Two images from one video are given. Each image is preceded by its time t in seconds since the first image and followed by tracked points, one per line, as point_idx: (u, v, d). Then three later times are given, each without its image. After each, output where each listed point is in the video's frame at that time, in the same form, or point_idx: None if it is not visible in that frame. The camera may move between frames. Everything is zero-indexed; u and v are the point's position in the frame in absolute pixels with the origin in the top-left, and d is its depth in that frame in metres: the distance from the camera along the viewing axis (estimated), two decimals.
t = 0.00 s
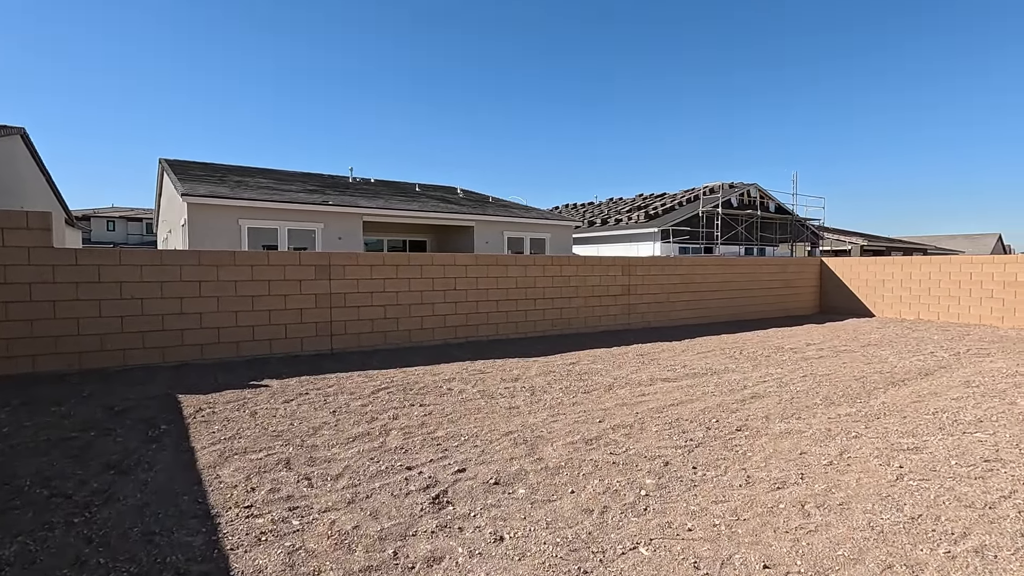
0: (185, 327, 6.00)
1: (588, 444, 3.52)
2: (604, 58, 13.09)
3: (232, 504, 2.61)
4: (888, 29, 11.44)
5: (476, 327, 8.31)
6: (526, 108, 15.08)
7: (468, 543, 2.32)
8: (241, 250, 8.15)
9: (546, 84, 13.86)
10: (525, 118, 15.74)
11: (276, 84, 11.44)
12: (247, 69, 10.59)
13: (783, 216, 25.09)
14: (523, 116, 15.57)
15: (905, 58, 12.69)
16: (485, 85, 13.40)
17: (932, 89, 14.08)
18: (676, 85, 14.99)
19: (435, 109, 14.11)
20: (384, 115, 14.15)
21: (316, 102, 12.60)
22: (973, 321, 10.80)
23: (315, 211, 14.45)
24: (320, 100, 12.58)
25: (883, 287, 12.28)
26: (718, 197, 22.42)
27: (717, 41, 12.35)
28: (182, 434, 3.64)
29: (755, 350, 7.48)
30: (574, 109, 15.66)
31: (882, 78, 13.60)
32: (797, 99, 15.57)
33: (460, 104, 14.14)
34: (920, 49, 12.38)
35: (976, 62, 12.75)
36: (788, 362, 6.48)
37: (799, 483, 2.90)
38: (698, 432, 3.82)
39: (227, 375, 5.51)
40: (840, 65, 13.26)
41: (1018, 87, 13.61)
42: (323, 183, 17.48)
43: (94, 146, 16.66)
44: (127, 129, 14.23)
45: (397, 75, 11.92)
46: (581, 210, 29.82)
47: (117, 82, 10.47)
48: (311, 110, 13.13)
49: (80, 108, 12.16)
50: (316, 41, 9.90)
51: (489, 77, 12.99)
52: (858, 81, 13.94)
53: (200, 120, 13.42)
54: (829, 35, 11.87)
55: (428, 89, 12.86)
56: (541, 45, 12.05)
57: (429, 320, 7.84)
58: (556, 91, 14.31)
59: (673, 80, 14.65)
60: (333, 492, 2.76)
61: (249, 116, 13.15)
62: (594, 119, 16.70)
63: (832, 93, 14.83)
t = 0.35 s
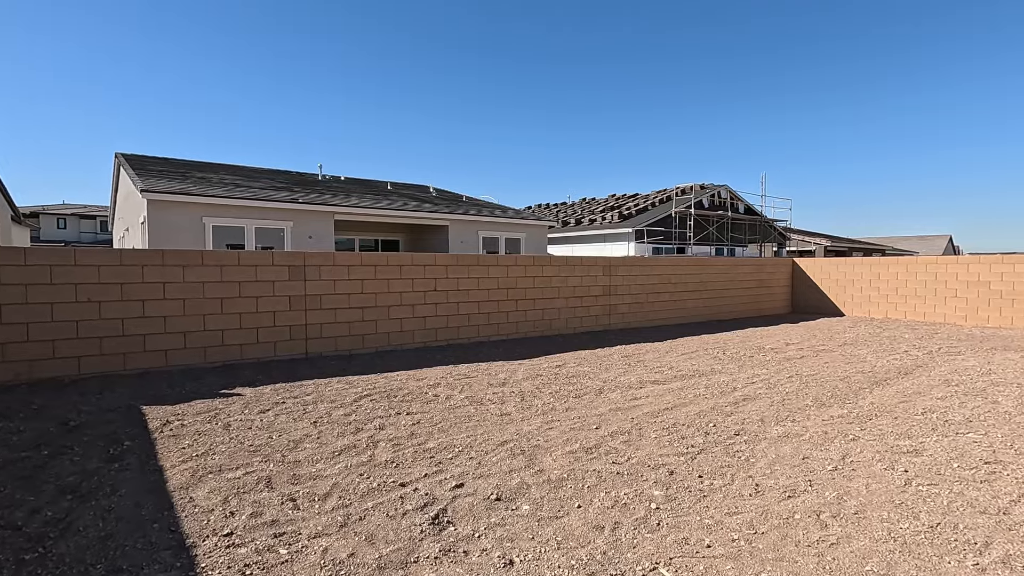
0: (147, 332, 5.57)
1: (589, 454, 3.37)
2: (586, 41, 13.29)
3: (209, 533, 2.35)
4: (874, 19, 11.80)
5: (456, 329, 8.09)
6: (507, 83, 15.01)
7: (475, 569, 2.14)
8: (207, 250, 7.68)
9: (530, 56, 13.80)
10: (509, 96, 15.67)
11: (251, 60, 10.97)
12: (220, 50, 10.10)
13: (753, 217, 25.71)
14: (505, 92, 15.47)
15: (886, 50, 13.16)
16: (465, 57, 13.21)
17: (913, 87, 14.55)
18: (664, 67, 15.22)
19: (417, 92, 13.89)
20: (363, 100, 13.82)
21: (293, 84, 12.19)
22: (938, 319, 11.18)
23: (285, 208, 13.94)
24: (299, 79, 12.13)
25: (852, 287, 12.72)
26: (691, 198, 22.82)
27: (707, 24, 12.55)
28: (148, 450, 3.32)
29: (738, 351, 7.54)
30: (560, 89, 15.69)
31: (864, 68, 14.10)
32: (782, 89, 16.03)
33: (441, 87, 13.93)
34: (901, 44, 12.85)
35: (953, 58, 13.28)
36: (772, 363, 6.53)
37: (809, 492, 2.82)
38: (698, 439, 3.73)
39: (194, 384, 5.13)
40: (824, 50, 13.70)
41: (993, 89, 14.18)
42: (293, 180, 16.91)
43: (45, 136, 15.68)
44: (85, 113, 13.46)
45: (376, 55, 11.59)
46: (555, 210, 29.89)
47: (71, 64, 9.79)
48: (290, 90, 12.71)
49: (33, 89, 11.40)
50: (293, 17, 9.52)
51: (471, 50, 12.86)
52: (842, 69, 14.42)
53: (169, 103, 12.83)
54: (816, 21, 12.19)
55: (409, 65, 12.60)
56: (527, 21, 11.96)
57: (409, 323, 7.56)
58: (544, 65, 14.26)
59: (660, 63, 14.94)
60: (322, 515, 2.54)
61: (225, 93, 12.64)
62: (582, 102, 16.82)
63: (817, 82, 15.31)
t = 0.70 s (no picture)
0: (97, 339, 5.11)
1: (584, 464, 3.25)
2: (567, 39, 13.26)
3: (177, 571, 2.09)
4: (859, 24, 12.13)
5: (432, 332, 7.82)
6: (484, 84, 14.89)
7: None
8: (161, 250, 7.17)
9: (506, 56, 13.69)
10: (486, 93, 15.55)
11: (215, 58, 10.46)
12: (184, 39, 9.52)
13: (718, 218, 26.35)
14: (482, 92, 15.37)
15: (882, 54, 13.53)
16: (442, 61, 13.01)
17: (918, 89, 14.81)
18: (648, 67, 15.35)
19: (391, 90, 13.57)
20: (334, 100, 13.42)
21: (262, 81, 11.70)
22: (896, 318, 11.77)
23: (247, 206, 13.33)
24: (268, 77, 11.62)
25: (817, 286, 13.24)
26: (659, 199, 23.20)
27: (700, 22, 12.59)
28: (103, 474, 2.99)
29: (714, 352, 7.62)
30: (540, 89, 15.66)
31: (862, 73, 14.39)
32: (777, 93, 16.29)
33: (416, 86, 13.68)
34: (900, 46, 13.18)
35: (949, 60, 13.71)
36: (749, 364, 6.61)
37: (812, 500, 2.77)
38: (691, 445, 3.67)
39: (153, 396, 4.73)
40: (824, 54, 14.01)
41: (1001, 89, 14.38)
42: (254, 177, 16.22)
43: None
44: (29, 101, 12.50)
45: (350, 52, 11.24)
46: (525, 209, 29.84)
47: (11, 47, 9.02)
48: (259, 89, 12.22)
49: None
50: (261, 11, 9.06)
51: (449, 52, 12.69)
52: (841, 74, 14.71)
53: (129, 94, 12.08)
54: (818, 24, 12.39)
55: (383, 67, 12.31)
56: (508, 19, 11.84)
57: (383, 326, 7.24)
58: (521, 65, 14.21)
59: (644, 64, 15.11)
60: (307, 544, 2.31)
61: (188, 88, 12.00)
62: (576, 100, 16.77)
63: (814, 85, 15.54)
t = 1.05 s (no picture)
0: (24, 346, 4.55)
1: (575, 472, 3.10)
2: (541, 30, 13.05)
3: None
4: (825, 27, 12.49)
5: (400, 334, 7.45)
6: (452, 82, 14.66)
7: None
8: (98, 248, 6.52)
9: (476, 50, 13.44)
10: (454, 92, 15.33)
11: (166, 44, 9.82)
12: (133, 19, 8.85)
13: (677, 219, 26.98)
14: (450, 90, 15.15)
15: (885, 53, 13.52)
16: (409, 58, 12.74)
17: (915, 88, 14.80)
18: (621, 63, 15.53)
19: (354, 84, 13.13)
20: (294, 94, 12.87)
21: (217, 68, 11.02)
22: (849, 314, 12.38)
23: (196, 201, 12.55)
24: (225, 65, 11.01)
25: (775, 285, 13.76)
26: (621, 199, 23.53)
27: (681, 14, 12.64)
28: (35, 502, 2.61)
29: (684, 351, 7.69)
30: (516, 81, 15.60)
31: (864, 74, 14.41)
32: (757, 96, 16.66)
33: (382, 82, 13.31)
34: (900, 46, 13.10)
35: (958, 59, 13.60)
36: (719, 363, 6.68)
37: (809, 502, 2.72)
38: (679, 448, 3.60)
39: (92, 407, 4.26)
40: (824, 55, 14.04)
41: (1001, 89, 14.37)
42: (203, 171, 15.32)
43: None
44: None
45: (313, 43, 10.78)
46: (488, 208, 29.61)
47: None
48: (213, 78, 11.54)
49: None
50: None
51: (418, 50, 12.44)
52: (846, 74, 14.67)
53: (63, 77, 11.10)
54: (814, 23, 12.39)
55: (347, 59, 11.92)
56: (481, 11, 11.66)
57: (347, 328, 6.81)
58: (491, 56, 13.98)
59: (619, 56, 15.08)
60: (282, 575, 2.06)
61: (134, 74, 11.16)
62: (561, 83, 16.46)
63: (812, 83, 15.61)
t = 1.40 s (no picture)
0: None
1: (568, 488, 2.97)
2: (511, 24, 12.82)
3: None
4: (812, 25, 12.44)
5: (365, 340, 7.07)
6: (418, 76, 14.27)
7: None
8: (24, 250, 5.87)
9: (443, 46, 13.13)
10: (418, 89, 14.92)
11: (107, 29, 9.05)
12: None
13: (634, 221, 27.57)
14: (415, 86, 14.76)
15: (888, 54, 13.21)
16: (371, 50, 12.30)
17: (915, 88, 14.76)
18: (600, 58, 15.34)
19: (312, 79, 12.54)
20: (247, 87, 12.24)
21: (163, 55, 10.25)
22: (803, 314, 12.98)
23: (137, 198, 11.68)
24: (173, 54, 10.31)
25: (732, 286, 14.22)
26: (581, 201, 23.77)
27: (661, 14, 12.73)
28: None
29: (654, 354, 7.76)
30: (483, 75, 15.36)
31: (863, 75, 14.29)
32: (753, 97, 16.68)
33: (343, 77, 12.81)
34: (900, 46, 12.84)
35: (964, 60, 13.30)
36: (690, 366, 6.75)
37: (807, 512, 2.70)
38: (668, 457, 3.54)
39: (21, 429, 3.78)
40: (824, 54, 13.85)
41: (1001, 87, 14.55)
42: (143, 166, 14.28)
43: None
44: None
45: (269, 33, 10.20)
46: (448, 208, 29.18)
47: None
48: (158, 66, 10.71)
49: None
50: None
51: (382, 42, 12.09)
52: (847, 74, 14.39)
53: None
54: (818, 20, 12.14)
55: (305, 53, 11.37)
56: (448, 8, 11.41)
57: (309, 335, 6.40)
58: (459, 51, 13.68)
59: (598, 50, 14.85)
60: None
61: (67, 60, 10.21)
62: (545, 67, 15.83)
63: (811, 83, 15.35)
